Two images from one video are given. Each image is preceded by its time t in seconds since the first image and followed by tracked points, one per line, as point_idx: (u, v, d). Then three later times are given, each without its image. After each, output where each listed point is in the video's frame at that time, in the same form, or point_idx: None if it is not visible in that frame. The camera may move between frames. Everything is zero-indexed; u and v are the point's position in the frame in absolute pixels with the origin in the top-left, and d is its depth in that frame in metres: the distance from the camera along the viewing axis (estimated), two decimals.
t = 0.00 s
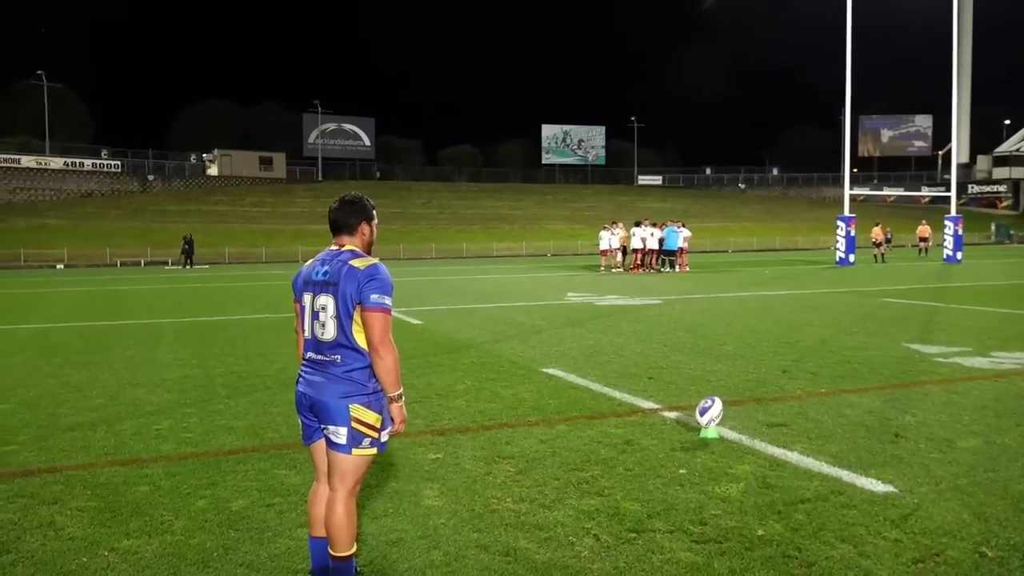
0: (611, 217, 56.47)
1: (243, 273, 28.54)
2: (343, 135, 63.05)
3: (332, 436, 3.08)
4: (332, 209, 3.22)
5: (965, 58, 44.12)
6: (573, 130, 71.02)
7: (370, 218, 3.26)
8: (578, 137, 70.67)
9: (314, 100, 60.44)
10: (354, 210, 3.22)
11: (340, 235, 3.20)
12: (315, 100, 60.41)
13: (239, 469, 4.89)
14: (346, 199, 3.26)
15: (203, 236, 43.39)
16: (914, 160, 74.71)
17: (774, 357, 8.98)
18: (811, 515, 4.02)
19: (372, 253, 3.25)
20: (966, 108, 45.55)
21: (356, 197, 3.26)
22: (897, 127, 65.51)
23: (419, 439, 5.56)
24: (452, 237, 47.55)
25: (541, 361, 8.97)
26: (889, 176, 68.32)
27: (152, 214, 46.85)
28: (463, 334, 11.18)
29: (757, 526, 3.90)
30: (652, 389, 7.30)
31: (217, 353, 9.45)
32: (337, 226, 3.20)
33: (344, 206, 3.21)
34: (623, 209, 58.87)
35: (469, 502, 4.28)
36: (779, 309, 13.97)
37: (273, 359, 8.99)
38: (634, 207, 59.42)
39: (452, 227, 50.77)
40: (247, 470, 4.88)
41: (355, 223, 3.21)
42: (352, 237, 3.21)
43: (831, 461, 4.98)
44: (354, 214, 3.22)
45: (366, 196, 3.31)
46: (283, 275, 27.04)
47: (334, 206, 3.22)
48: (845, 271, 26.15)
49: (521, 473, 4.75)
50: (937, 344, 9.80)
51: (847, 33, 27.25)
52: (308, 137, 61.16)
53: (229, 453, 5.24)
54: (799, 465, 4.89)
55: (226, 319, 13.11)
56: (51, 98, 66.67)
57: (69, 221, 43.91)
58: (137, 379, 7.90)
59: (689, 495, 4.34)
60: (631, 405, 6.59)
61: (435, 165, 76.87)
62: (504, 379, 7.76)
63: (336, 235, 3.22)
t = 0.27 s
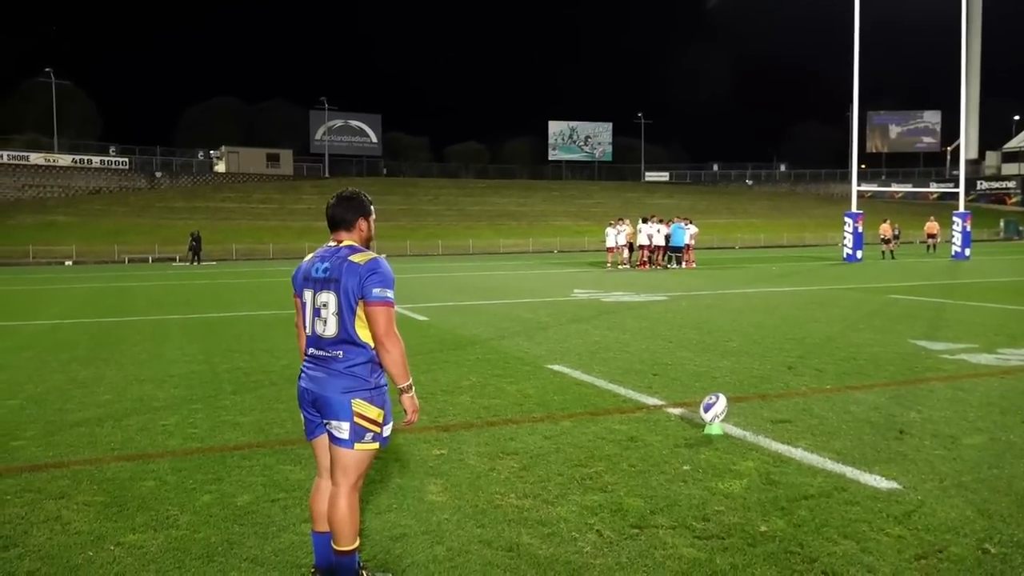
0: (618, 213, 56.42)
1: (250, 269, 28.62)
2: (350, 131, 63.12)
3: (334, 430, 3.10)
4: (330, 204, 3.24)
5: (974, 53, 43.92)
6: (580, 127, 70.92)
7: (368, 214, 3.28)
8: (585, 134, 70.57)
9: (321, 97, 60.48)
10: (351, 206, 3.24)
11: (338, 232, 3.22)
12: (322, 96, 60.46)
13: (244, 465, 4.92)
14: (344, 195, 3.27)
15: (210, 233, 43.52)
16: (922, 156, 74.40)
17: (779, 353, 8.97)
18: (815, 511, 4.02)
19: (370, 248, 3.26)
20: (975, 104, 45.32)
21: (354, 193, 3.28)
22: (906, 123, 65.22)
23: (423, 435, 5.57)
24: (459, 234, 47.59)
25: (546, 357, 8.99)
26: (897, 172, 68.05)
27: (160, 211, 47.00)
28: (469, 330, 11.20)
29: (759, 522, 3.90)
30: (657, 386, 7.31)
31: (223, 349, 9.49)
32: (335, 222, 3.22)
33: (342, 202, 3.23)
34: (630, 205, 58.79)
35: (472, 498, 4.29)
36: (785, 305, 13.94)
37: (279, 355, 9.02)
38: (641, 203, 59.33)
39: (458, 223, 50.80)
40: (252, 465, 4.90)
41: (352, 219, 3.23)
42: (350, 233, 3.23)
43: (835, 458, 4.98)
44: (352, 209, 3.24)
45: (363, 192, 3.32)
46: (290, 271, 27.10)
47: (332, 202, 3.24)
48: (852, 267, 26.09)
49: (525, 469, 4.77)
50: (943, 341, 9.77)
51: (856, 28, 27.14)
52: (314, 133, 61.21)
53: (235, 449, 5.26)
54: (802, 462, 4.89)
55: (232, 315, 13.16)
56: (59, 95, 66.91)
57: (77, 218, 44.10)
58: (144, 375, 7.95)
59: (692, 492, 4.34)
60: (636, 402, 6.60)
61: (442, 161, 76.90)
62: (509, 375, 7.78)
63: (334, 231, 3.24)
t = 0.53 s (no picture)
0: (624, 209, 56.36)
1: (257, 266, 28.73)
2: (357, 128, 63.19)
3: (334, 426, 3.13)
4: (326, 200, 3.26)
5: (982, 48, 43.70)
6: (586, 123, 70.83)
7: (363, 210, 3.30)
8: (591, 130, 70.49)
9: (327, 93, 60.55)
10: (347, 202, 3.26)
11: (335, 228, 3.26)
12: (328, 93, 60.54)
13: (248, 460, 4.95)
14: (340, 191, 3.29)
15: (217, 230, 43.64)
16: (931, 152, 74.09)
17: (783, 350, 8.97)
18: (814, 507, 4.03)
19: (367, 244, 3.29)
20: (983, 100, 45.09)
21: (350, 189, 3.29)
22: (914, 119, 64.96)
23: (425, 431, 5.60)
24: (465, 231, 47.62)
25: (550, 353, 9.00)
26: (905, 168, 67.79)
27: (168, 208, 47.12)
28: (473, 326, 11.23)
29: (759, 518, 3.92)
30: (659, 382, 7.32)
31: (229, 346, 9.55)
32: (331, 218, 3.25)
33: (338, 198, 3.25)
34: (637, 201, 58.74)
35: (475, 493, 4.32)
36: (790, 302, 13.93)
37: (284, 351, 9.07)
38: (648, 199, 59.25)
39: (465, 220, 50.85)
40: (255, 460, 4.94)
41: (348, 215, 3.25)
42: (346, 229, 3.26)
43: (836, 453, 4.98)
44: (347, 206, 3.26)
45: (359, 187, 3.34)
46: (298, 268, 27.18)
47: (328, 198, 3.27)
48: (859, 263, 26.03)
49: (527, 465, 4.79)
50: (948, 337, 9.76)
51: (863, 23, 27.03)
52: (321, 130, 61.29)
53: (238, 444, 5.30)
54: (803, 457, 4.90)
55: (238, 311, 13.22)
56: (67, 93, 67.18)
57: (85, 215, 44.24)
58: (150, 371, 8.00)
59: (692, 487, 4.36)
60: (639, 398, 6.62)
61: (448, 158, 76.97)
62: (513, 371, 7.81)
63: (331, 227, 3.26)
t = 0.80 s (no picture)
0: (629, 207, 56.32)
1: (263, 264, 28.83)
2: (362, 126, 63.26)
3: (335, 423, 3.15)
4: (326, 198, 3.29)
5: (988, 44, 43.51)
6: (591, 120, 70.76)
7: (363, 208, 3.33)
8: (597, 128, 70.43)
9: (332, 91, 60.64)
10: (346, 200, 3.29)
11: (334, 226, 3.28)
12: (333, 91, 60.62)
13: (252, 456, 4.99)
14: (339, 189, 3.32)
15: (223, 228, 43.76)
16: (937, 149, 73.84)
17: (787, 347, 8.99)
18: (814, 503, 4.05)
19: (366, 241, 3.32)
20: (990, 96, 44.91)
21: (349, 187, 3.33)
22: (920, 115, 64.74)
23: (428, 427, 5.63)
24: (471, 228, 47.65)
25: (554, 350, 9.03)
26: (911, 165, 67.57)
27: (174, 206, 47.24)
28: (477, 324, 11.25)
29: (759, 513, 3.94)
30: (662, 379, 7.34)
31: (233, 343, 9.59)
32: (331, 216, 3.27)
33: (337, 196, 3.28)
34: (642, 199, 58.71)
35: (477, 489, 4.34)
36: (795, 299, 13.93)
37: (289, 349, 9.11)
38: (653, 197, 59.21)
39: (470, 217, 50.90)
40: (259, 457, 4.97)
41: (347, 212, 3.28)
42: (346, 227, 3.29)
43: (837, 450, 5.00)
44: (347, 204, 3.29)
45: (359, 185, 3.37)
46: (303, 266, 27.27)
47: (327, 196, 3.29)
48: (865, 260, 25.99)
49: (528, 461, 4.82)
50: (952, 335, 9.75)
51: (869, 20, 26.96)
52: (327, 128, 61.38)
53: (241, 442, 5.33)
54: (804, 454, 4.91)
55: (243, 309, 13.28)
56: (74, 92, 67.44)
57: (91, 213, 44.38)
58: (155, 368, 8.05)
59: (693, 483, 4.38)
60: (641, 395, 6.64)
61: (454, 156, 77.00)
62: (516, 368, 7.84)
63: (331, 225, 3.30)
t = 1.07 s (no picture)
0: (633, 205, 56.30)
1: (267, 263, 28.91)
2: (366, 125, 63.33)
3: (335, 420, 3.19)
4: (326, 198, 3.32)
5: (993, 41, 43.35)
6: (595, 119, 70.70)
7: (363, 207, 3.36)
8: (600, 126, 70.38)
9: (336, 90, 60.70)
10: (346, 199, 3.32)
11: (335, 225, 3.31)
12: (337, 90, 60.67)
13: (254, 454, 5.02)
14: (339, 188, 3.35)
15: (227, 227, 43.86)
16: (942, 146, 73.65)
17: (788, 344, 9.00)
18: (812, 499, 4.08)
19: (366, 240, 3.35)
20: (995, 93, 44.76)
21: (349, 187, 3.36)
22: (925, 113, 64.57)
23: (429, 425, 5.66)
24: (474, 227, 47.67)
25: (556, 349, 9.04)
26: (916, 162, 67.40)
27: (179, 206, 47.41)
28: (480, 322, 11.28)
29: (757, 509, 3.96)
30: (663, 377, 7.36)
31: (236, 342, 9.64)
32: (332, 216, 3.31)
33: (337, 195, 3.31)
34: (646, 197, 58.68)
35: (477, 486, 4.37)
36: (797, 296, 13.93)
37: (291, 347, 9.15)
38: (657, 195, 59.18)
39: (474, 216, 50.94)
40: (262, 454, 5.01)
41: (347, 212, 3.32)
42: (346, 226, 3.32)
43: (836, 446, 5.02)
44: (347, 203, 3.32)
45: (359, 185, 3.40)
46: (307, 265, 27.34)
47: (328, 196, 3.32)
48: (869, 258, 25.95)
49: (529, 458, 4.84)
50: (954, 332, 9.75)
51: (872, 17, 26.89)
52: (330, 127, 61.45)
53: (243, 439, 5.36)
54: (804, 451, 4.93)
55: (246, 308, 13.33)
56: (79, 91, 67.63)
57: (96, 213, 44.56)
58: (159, 367, 8.09)
59: (692, 480, 4.41)
60: (641, 393, 6.66)
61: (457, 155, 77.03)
62: (517, 366, 7.86)
63: (331, 224, 3.32)
